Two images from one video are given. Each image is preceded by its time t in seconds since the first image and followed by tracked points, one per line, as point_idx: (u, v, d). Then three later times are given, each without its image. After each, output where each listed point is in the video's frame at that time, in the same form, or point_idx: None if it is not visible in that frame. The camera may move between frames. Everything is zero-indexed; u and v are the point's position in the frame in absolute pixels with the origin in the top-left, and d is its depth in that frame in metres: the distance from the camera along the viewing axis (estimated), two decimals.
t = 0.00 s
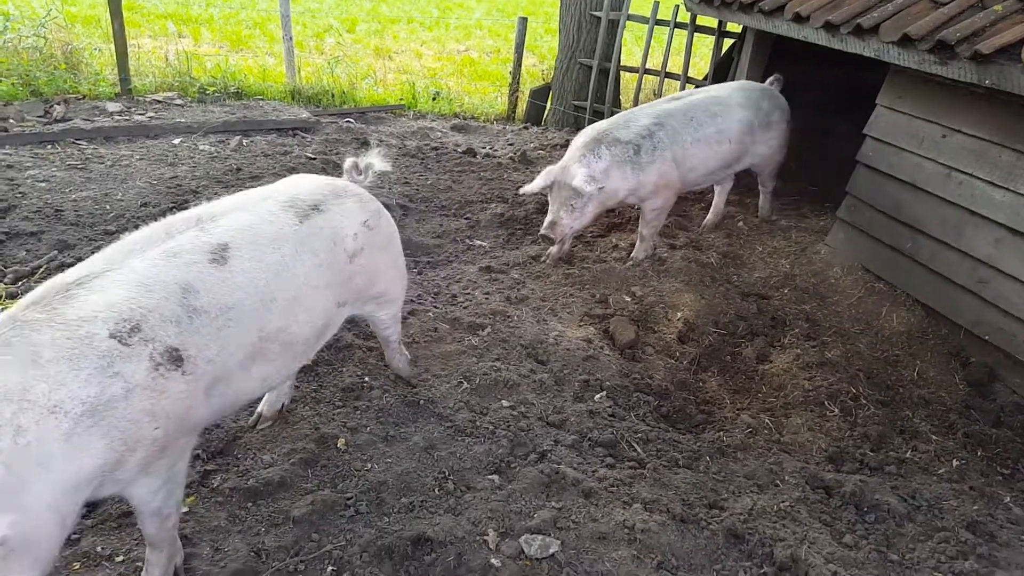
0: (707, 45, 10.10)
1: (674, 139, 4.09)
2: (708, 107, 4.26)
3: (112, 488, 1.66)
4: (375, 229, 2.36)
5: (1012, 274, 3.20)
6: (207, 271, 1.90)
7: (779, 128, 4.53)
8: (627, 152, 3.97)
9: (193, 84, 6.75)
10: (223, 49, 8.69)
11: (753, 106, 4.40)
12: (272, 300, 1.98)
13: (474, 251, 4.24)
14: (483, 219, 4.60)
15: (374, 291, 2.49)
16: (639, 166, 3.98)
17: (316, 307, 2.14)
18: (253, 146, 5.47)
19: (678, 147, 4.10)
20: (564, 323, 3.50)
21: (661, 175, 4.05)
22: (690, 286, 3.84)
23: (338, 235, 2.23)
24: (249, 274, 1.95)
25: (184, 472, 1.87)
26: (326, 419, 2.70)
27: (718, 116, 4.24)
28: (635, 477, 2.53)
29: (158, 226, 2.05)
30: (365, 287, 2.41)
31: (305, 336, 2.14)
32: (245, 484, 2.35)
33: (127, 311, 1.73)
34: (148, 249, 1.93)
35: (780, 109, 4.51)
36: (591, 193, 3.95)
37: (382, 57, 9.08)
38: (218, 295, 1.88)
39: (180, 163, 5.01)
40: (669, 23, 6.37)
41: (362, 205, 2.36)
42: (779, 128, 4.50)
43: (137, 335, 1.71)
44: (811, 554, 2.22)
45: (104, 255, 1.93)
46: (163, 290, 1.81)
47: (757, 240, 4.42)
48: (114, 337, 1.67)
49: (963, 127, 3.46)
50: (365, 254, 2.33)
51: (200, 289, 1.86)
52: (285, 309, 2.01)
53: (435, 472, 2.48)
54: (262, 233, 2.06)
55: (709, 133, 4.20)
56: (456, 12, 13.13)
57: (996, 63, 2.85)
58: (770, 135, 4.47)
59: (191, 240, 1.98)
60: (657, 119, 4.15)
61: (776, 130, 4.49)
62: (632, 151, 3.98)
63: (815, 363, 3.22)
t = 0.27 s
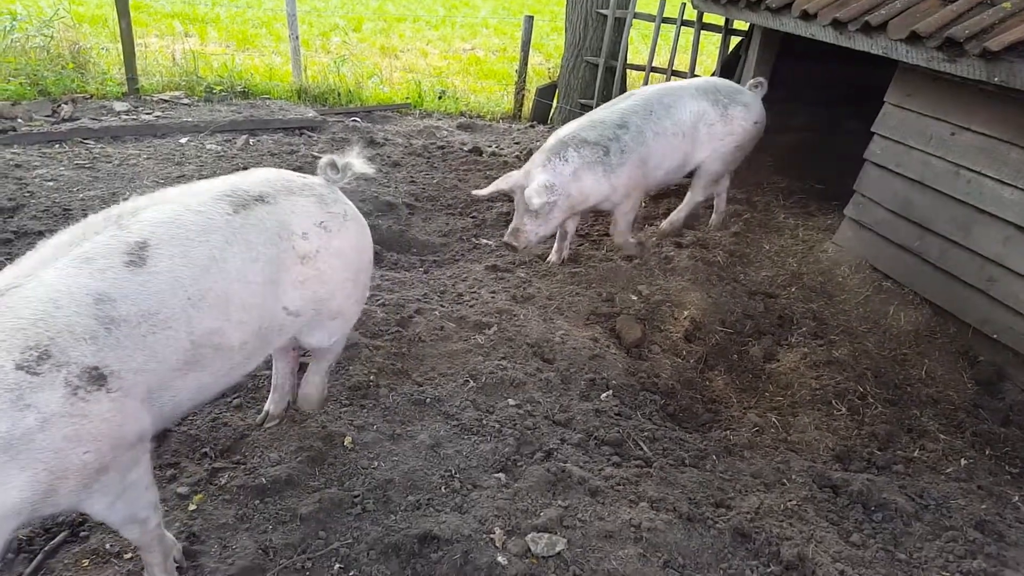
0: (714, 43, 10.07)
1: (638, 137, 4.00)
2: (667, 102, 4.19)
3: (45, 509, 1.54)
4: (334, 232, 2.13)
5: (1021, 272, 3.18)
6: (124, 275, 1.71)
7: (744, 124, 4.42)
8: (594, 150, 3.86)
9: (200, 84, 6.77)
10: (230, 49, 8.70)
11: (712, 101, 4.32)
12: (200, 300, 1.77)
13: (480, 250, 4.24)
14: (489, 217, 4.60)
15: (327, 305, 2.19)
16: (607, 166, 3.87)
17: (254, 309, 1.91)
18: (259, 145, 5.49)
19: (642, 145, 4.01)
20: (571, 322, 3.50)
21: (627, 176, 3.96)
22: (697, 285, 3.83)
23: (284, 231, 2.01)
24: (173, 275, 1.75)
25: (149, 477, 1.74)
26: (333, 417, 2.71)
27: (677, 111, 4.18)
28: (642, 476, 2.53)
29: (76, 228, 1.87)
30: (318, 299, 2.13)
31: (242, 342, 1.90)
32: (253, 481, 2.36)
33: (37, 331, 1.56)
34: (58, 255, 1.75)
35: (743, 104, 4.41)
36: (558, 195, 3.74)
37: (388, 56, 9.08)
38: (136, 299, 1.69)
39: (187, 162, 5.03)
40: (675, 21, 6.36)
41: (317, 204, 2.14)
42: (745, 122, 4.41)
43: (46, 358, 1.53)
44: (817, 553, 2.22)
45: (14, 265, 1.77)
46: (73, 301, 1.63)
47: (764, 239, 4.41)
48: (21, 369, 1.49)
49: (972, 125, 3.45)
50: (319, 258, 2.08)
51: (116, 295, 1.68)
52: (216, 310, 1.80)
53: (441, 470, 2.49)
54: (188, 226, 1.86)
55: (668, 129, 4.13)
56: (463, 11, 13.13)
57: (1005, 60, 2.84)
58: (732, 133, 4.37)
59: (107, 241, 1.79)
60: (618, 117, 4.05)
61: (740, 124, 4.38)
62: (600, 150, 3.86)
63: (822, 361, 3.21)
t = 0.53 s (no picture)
0: (722, 39, 10.03)
1: (606, 141, 3.87)
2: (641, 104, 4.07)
3: None
4: (298, 245, 1.90)
5: None
6: (63, 282, 1.56)
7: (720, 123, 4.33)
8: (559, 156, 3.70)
9: (207, 82, 6.79)
10: (237, 47, 8.72)
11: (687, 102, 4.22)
12: (145, 311, 1.63)
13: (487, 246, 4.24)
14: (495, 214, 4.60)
15: (290, 323, 1.95)
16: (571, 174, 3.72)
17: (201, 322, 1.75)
18: (267, 143, 5.50)
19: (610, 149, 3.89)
20: (578, 318, 3.49)
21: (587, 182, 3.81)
22: (704, 281, 3.81)
23: (238, 240, 1.82)
24: (114, 284, 1.61)
25: (90, 517, 1.64)
26: (341, 413, 2.72)
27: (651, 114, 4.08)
28: (650, 472, 2.52)
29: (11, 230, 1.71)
30: (278, 316, 1.91)
31: (193, 356, 1.76)
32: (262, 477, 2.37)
33: None
34: None
35: (717, 104, 4.35)
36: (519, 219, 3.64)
37: (395, 53, 9.08)
38: (78, 309, 1.55)
39: (195, 160, 5.05)
40: (683, 16, 6.33)
41: (283, 212, 1.94)
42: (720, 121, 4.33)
43: None
44: (827, 550, 2.21)
45: None
46: (12, 312, 1.48)
47: (772, 234, 4.39)
48: None
49: (983, 119, 3.42)
50: (277, 273, 1.86)
51: (58, 304, 1.53)
52: (161, 321, 1.66)
53: (449, 466, 2.49)
54: (131, 230, 1.71)
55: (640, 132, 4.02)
56: (469, 8, 13.11)
57: (1016, 53, 2.81)
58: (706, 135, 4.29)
59: (42, 243, 1.63)
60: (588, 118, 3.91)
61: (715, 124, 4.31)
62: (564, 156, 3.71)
63: (831, 357, 3.20)
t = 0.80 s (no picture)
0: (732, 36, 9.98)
1: (592, 148, 3.83)
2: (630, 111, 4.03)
3: None
4: (298, 260, 1.87)
5: None
6: (36, 301, 1.51)
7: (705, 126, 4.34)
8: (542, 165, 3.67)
9: (218, 81, 6.82)
10: (247, 46, 8.75)
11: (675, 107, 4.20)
12: (123, 334, 1.59)
13: (496, 245, 4.23)
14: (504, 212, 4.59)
15: (287, 340, 1.93)
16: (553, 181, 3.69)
17: (187, 345, 1.72)
18: (277, 141, 5.52)
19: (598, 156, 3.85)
20: (587, 317, 3.48)
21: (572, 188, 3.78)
22: (714, 280, 3.79)
23: (233, 259, 1.80)
24: (89, 306, 1.56)
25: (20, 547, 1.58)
26: (350, 411, 2.72)
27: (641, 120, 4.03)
28: (659, 471, 2.51)
29: None
30: (275, 333, 1.89)
31: (169, 381, 1.71)
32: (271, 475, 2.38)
33: None
34: None
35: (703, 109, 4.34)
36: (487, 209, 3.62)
37: (404, 52, 9.09)
38: (47, 329, 1.49)
39: (205, 158, 5.07)
40: (692, 14, 6.30)
41: (282, 228, 1.91)
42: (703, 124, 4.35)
43: None
44: (837, 551, 2.19)
45: None
46: None
47: (783, 233, 4.36)
48: None
49: (995, 117, 3.39)
50: (277, 289, 1.84)
51: (24, 324, 1.46)
52: (141, 344, 1.62)
53: (457, 465, 2.49)
54: (117, 250, 1.67)
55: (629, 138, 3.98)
56: (478, 6, 13.10)
57: None
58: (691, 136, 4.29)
59: (18, 261, 1.58)
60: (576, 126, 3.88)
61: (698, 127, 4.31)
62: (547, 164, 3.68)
63: (842, 357, 3.17)
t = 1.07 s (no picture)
0: (740, 33, 9.94)
1: (555, 150, 3.59)
2: (593, 110, 3.81)
3: None
4: (298, 263, 1.88)
5: None
6: (32, 319, 1.48)
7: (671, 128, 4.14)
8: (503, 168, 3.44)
9: (226, 79, 6.84)
10: (255, 45, 8.77)
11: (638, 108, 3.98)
12: (123, 348, 1.57)
13: (503, 243, 4.23)
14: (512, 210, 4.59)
15: (290, 346, 1.93)
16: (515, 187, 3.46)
17: (193, 354, 1.70)
18: (284, 140, 5.53)
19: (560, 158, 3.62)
20: (594, 315, 3.47)
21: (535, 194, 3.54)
22: (722, 278, 3.77)
23: (235, 263, 1.79)
24: (88, 325, 1.53)
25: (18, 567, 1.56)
26: (358, 409, 2.73)
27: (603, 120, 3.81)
28: (667, 470, 2.51)
29: None
30: (278, 339, 1.88)
31: (175, 392, 1.69)
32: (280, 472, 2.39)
33: None
34: None
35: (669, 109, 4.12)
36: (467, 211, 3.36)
37: (412, 50, 9.09)
38: (45, 348, 1.46)
39: (214, 157, 5.09)
40: (701, 11, 6.28)
41: (281, 231, 1.91)
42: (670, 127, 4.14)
43: None
44: (847, 550, 2.18)
45: None
46: None
47: (793, 231, 4.34)
48: None
49: (1007, 114, 3.37)
50: (279, 293, 1.83)
51: (20, 345, 1.44)
52: (144, 357, 1.60)
53: (465, 463, 2.49)
54: (115, 259, 1.65)
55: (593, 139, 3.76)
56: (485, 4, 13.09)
57: None
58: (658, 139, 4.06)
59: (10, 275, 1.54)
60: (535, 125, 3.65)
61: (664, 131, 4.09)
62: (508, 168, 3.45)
63: (851, 355, 3.16)
